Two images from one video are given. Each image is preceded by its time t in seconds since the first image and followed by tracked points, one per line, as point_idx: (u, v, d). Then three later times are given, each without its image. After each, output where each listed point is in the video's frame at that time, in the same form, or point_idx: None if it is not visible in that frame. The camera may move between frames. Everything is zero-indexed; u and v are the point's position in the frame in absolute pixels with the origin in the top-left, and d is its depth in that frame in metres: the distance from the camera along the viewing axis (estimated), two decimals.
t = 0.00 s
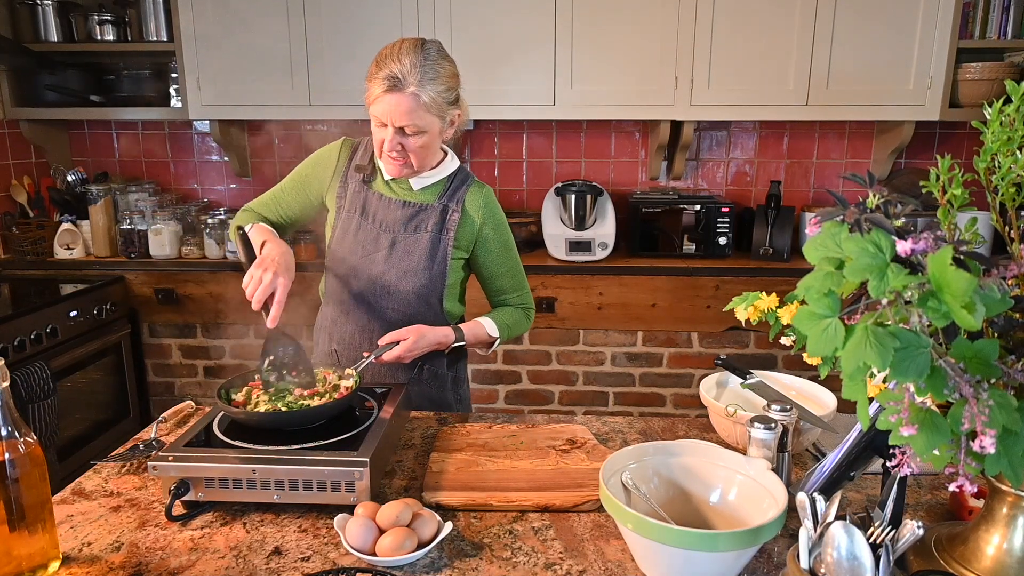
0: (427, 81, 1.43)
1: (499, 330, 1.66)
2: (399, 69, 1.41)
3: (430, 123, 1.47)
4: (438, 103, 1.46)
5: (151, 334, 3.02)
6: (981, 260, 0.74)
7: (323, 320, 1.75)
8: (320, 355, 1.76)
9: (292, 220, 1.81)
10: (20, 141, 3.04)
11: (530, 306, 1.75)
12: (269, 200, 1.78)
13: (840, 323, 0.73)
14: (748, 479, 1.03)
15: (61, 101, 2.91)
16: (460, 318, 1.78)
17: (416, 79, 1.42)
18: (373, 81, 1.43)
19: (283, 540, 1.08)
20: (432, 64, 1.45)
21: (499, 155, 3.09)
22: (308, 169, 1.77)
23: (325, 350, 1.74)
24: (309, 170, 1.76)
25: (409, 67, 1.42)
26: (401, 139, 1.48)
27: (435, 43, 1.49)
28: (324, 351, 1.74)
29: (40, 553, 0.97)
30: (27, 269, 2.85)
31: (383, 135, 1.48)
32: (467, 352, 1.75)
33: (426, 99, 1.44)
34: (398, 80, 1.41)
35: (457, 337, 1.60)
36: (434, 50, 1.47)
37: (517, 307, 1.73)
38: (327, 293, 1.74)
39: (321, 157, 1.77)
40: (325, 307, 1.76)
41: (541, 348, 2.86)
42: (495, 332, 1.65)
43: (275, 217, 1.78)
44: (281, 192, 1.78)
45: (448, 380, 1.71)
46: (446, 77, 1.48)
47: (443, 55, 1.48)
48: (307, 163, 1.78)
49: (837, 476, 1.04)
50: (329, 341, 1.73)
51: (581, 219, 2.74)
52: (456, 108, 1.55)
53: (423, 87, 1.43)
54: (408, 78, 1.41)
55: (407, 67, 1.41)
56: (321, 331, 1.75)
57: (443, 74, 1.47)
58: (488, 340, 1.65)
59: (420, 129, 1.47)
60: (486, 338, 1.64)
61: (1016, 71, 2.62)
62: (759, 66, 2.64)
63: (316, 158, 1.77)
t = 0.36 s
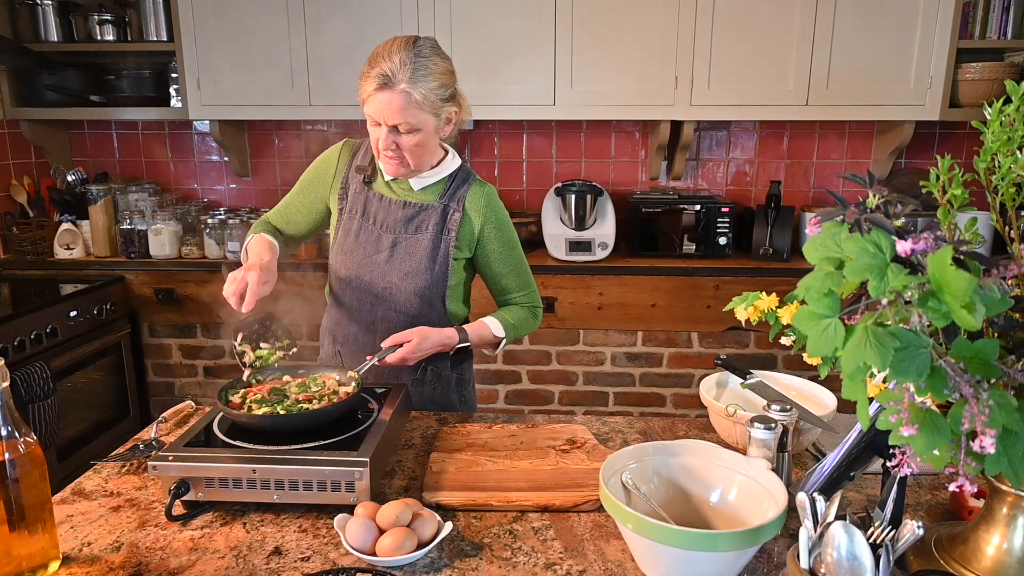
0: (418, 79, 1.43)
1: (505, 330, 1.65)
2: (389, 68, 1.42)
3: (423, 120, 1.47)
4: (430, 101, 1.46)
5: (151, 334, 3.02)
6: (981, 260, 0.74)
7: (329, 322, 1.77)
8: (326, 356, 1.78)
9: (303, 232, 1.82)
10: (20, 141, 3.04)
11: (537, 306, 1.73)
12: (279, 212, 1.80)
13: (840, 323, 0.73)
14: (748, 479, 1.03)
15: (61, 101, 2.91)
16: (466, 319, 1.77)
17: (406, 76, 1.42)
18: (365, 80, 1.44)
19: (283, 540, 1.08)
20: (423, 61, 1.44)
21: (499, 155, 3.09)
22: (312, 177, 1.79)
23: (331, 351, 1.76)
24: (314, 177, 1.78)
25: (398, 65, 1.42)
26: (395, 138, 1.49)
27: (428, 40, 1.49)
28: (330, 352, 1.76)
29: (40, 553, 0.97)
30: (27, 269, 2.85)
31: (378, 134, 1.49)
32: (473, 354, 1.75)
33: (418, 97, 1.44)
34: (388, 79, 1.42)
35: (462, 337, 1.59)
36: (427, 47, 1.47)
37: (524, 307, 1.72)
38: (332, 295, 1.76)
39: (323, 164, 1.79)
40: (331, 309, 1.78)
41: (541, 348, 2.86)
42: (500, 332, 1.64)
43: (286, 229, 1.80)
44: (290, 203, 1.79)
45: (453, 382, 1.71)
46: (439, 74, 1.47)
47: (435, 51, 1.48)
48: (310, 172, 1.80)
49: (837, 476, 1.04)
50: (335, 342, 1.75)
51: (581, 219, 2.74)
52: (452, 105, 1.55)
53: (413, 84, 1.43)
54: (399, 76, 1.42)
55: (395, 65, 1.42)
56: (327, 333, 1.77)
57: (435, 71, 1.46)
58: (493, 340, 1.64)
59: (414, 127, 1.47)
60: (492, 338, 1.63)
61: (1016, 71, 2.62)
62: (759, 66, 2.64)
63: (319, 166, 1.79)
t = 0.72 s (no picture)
0: (387, 77, 1.43)
1: (506, 321, 1.66)
2: (357, 68, 1.42)
3: (397, 117, 1.47)
4: (403, 97, 1.46)
5: (151, 335, 3.02)
6: (981, 260, 0.74)
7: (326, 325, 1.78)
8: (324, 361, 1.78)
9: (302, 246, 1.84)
10: (20, 141, 3.04)
11: (535, 294, 1.73)
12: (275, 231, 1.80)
13: (840, 323, 0.73)
14: (748, 479, 1.03)
15: (61, 101, 2.91)
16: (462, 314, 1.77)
17: (374, 74, 1.42)
18: (337, 82, 1.45)
19: (283, 540, 1.08)
20: (392, 58, 1.44)
21: (499, 155, 3.09)
22: (302, 189, 1.79)
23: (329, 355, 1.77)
24: (304, 188, 1.79)
25: (366, 64, 1.42)
26: (371, 137, 1.49)
27: (397, 37, 1.49)
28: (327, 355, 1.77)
29: (40, 553, 0.97)
30: (27, 269, 2.85)
31: (354, 135, 1.50)
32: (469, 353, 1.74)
33: (390, 94, 1.44)
34: (358, 79, 1.42)
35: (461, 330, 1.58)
36: (395, 44, 1.47)
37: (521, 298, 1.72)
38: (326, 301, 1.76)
39: (311, 173, 1.79)
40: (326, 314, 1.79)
41: (541, 348, 2.86)
42: (501, 323, 1.65)
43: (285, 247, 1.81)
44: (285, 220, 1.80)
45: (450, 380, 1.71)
46: (411, 69, 1.47)
47: (405, 48, 1.48)
48: (300, 183, 1.81)
49: (837, 476, 1.04)
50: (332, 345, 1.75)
51: (581, 219, 2.74)
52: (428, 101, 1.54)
53: (384, 81, 1.43)
54: (367, 75, 1.42)
55: (363, 64, 1.42)
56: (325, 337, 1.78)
57: (406, 67, 1.46)
58: (494, 332, 1.65)
59: (388, 125, 1.47)
60: (492, 330, 1.64)
61: (1016, 71, 2.62)
62: (759, 66, 2.64)
63: (306, 176, 1.79)
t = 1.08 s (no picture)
0: (340, 68, 1.43)
1: (486, 296, 1.65)
2: (309, 62, 1.42)
3: (355, 108, 1.47)
4: (358, 87, 1.46)
5: (151, 335, 3.02)
6: (981, 260, 0.74)
7: (302, 329, 1.77)
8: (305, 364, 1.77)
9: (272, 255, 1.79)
10: (20, 141, 3.04)
11: (508, 271, 1.74)
12: (242, 245, 1.74)
13: (840, 322, 0.73)
14: (748, 479, 1.03)
15: (61, 101, 2.91)
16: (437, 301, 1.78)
17: (326, 66, 1.42)
18: (291, 80, 1.45)
19: (283, 540, 1.08)
20: (342, 50, 1.44)
21: (499, 155, 3.09)
22: (266, 200, 1.74)
23: (309, 358, 1.76)
24: (269, 198, 1.74)
25: (317, 57, 1.42)
26: (331, 132, 1.48)
27: (345, 30, 1.49)
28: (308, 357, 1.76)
29: (40, 553, 0.97)
30: (27, 268, 2.85)
31: (314, 131, 1.49)
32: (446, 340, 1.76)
33: (345, 85, 1.44)
34: (311, 73, 1.42)
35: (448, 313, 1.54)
36: (343, 36, 1.47)
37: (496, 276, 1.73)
38: (301, 304, 1.75)
39: (273, 181, 1.74)
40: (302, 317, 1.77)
41: (541, 348, 2.86)
42: (480, 297, 1.64)
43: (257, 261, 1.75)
44: (252, 233, 1.74)
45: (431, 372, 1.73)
46: (362, 59, 1.47)
47: (354, 39, 1.48)
48: (263, 194, 1.75)
49: (837, 476, 1.04)
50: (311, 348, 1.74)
51: (581, 219, 2.74)
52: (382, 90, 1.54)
53: (337, 73, 1.43)
54: (320, 68, 1.42)
55: (313, 58, 1.42)
56: (302, 341, 1.77)
57: (357, 57, 1.46)
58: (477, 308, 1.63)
59: (346, 116, 1.46)
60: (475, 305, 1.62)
61: (1016, 71, 2.62)
62: (759, 65, 2.64)
63: (269, 185, 1.74)
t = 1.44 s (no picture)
0: (305, 62, 1.43)
1: (469, 284, 1.66)
2: (274, 59, 1.42)
3: (322, 101, 1.47)
4: (325, 81, 1.46)
5: (151, 335, 3.02)
6: (981, 260, 0.74)
7: (281, 332, 1.75)
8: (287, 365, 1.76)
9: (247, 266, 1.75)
10: (20, 141, 3.04)
11: (482, 258, 1.75)
12: (215, 256, 1.68)
13: (840, 322, 0.73)
14: (748, 479, 1.03)
15: (61, 101, 2.91)
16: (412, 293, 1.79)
17: (291, 62, 1.42)
18: (257, 79, 1.45)
19: (283, 540, 1.08)
20: (305, 45, 1.45)
21: (499, 155, 3.09)
22: (234, 209, 1.69)
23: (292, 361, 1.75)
24: (238, 206, 1.69)
25: (281, 54, 1.42)
26: (300, 127, 1.49)
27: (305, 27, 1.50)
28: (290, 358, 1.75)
29: (40, 553, 0.97)
30: (27, 268, 2.85)
31: (283, 128, 1.50)
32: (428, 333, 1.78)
33: (311, 80, 1.44)
34: (277, 69, 1.42)
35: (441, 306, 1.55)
36: (305, 33, 1.47)
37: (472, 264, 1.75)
38: (278, 307, 1.73)
39: (239, 189, 1.69)
40: (279, 320, 1.75)
41: (541, 348, 2.86)
42: (467, 287, 1.65)
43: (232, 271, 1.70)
44: (224, 243, 1.69)
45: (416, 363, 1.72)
46: (326, 53, 1.47)
47: (315, 36, 1.48)
48: (230, 203, 1.70)
49: (837, 476, 1.04)
50: (293, 350, 1.73)
51: (581, 219, 2.74)
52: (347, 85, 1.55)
53: (302, 68, 1.43)
54: (285, 63, 1.42)
55: (277, 54, 1.42)
56: (283, 343, 1.75)
57: (320, 51, 1.46)
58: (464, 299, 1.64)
59: (315, 111, 1.47)
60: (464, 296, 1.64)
61: (1016, 71, 2.61)
62: (760, 65, 2.64)
63: (236, 192, 1.69)
